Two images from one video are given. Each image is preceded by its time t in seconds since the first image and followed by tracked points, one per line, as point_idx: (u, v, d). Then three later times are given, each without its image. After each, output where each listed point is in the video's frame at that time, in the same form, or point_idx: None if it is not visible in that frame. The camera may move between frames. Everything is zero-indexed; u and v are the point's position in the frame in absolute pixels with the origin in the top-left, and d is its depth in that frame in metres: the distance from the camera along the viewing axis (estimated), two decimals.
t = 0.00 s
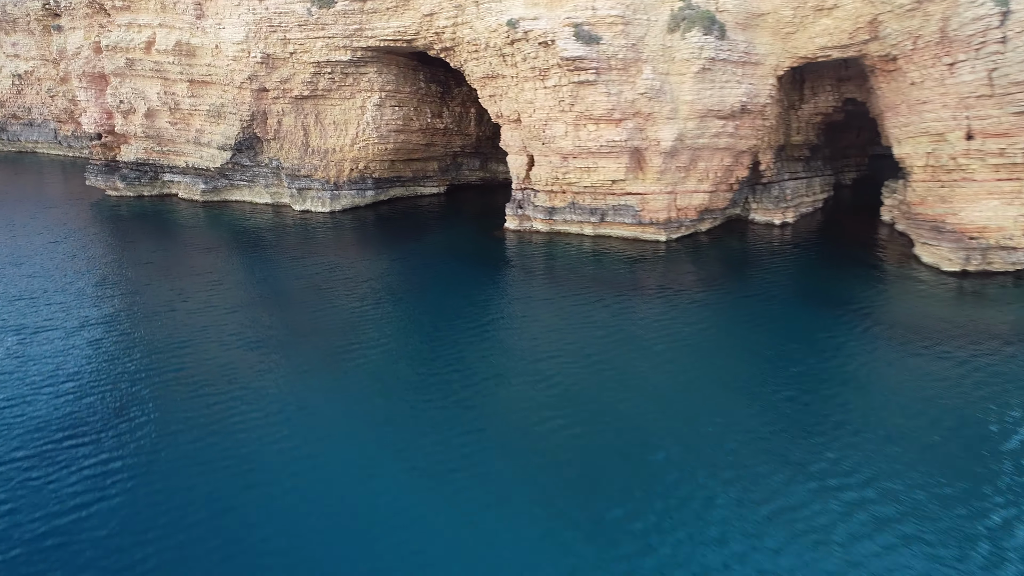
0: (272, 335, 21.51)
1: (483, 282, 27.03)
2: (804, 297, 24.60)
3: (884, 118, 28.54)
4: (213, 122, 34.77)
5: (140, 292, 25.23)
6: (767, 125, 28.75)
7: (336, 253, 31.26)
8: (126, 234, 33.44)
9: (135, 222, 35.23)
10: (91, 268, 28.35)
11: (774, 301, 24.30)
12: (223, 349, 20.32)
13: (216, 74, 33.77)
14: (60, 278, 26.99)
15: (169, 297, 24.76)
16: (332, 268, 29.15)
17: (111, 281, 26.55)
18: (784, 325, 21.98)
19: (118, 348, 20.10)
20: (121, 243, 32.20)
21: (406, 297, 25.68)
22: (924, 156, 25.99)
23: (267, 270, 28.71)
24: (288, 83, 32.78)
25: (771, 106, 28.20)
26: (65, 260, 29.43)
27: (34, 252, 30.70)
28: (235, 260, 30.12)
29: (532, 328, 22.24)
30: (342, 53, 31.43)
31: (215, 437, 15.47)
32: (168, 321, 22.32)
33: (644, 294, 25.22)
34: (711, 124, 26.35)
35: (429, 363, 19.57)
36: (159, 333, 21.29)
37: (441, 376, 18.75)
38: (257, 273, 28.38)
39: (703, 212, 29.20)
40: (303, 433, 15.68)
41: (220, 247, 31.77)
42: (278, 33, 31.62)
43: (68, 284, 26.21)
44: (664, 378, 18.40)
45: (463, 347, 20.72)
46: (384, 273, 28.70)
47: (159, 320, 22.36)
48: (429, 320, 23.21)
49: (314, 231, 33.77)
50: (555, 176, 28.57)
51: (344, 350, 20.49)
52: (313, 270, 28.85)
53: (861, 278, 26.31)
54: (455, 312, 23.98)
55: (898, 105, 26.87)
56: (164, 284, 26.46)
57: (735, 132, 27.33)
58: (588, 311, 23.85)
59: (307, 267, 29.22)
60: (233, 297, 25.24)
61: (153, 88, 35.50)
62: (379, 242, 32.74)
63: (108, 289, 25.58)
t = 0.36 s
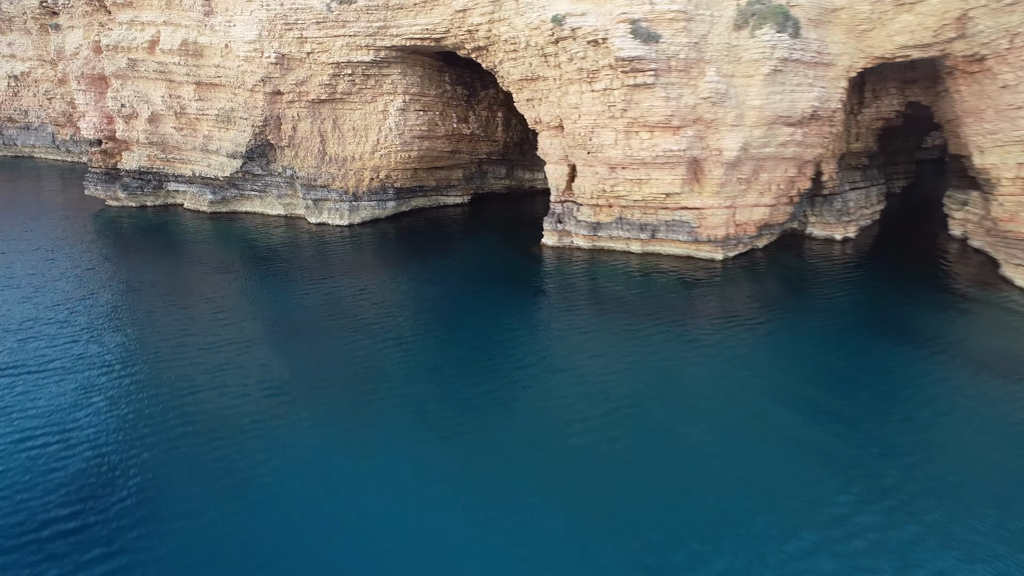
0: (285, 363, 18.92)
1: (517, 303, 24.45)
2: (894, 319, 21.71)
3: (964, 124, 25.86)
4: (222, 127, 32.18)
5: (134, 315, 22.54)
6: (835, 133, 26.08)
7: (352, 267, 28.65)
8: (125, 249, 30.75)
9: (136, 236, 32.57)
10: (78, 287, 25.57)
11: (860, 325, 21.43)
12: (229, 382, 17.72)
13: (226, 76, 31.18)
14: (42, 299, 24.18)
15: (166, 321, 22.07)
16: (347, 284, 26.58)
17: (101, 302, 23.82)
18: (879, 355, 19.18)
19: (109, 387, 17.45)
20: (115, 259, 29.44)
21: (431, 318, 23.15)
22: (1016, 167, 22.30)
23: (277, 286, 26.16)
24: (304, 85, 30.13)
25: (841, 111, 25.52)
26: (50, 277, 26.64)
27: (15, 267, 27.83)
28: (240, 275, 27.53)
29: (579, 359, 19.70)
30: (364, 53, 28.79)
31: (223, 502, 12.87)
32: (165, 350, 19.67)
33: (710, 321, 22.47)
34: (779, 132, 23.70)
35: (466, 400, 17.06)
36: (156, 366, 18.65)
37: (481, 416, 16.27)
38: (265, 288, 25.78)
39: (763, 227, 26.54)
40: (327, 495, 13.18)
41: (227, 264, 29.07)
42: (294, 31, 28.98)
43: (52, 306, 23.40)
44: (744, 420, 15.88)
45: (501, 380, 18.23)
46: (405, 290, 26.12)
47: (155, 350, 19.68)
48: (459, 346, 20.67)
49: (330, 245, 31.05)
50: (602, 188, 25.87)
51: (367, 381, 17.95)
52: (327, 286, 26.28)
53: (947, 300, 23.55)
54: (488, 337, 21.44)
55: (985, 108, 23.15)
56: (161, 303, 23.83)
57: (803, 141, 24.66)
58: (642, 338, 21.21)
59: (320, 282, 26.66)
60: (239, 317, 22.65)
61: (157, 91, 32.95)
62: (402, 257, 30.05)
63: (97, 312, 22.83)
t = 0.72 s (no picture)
0: (307, 409, 16.61)
1: (556, 326, 22.11)
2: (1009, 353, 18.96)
3: None
4: (235, 134, 29.58)
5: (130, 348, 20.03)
6: (922, 141, 23.40)
7: (372, 286, 26.23)
8: (126, 267, 28.13)
9: (140, 252, 29.93)
10: (66, 313, 22.90)
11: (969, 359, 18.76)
12: (245, 435, 15.35)
13: (239, 78, 28.56)
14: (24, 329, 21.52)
15: (168, 354, 19.64)
16: (366, 305, 24.25)
17: (93, 332, 21.26)
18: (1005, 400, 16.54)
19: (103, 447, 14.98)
20: (111, 277, 26.73)
21: (460, 343, 20.86)
22: None
23: (290, 307, 23.76)
24: (325, 88, 27.46)
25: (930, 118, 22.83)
26: (44, 300, 23.98)
27: None
28: (249, 293, 25.11)
29: (635, 393, 17.44)
30: (392, 53, 26.15)
31: None
32: (169, 395, 17.26)
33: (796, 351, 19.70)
34: (867, 141, 21.06)
35: (518, 453, 14.81)
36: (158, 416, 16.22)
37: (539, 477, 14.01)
38: (278, 309, 23.38)
39: (840, 246, 23.88)
40: None
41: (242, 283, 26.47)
42: (315, 29, 26.37)
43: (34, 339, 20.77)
44: (853, 482, 13.59)
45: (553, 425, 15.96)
46: (430, 310, 23.75)
47: (156, 394, 17.25)
48: (496, 379, 18.40)
49: (352, 262, 28.45)
50: (662, 204, 23.21)
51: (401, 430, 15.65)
52: (343, 306, 23.92)
53: None
54: (527, 366, 19.16)
55: None
56: (163, 330, 21.39)
57: (891, 150, 22.00)
58: (712, 370, 18.71)
59: (337, 302, 24.30)
60: (251, 347, 20.28)
61: (164, 94, 30.38)
62: (431, 275, 27.45)
63: (88, 344, 20.28)
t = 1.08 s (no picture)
0: (344, 466, 14.51)
1: (612, 354, 19.92)
2: None
3: None
4: (259, 141, 27.19)
5: (135, 388, 17.72)
6: None
7: (406, 308, 23.95)
8: (136, 285, 25.72)
9: (151, 270, 27.42)
10: (62, 342, 20.50)
11: None
12: (285, 502, 13.38)
13: (263, 80, 26.09)
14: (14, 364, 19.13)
15: (179, 395, 17.34)
16: (399, 331, 22.00)
17: (91, 368, 18.89)
18: None
19: (108, 525, 12.74)
20: (116, 299, 24.32)
21: (502, 373, 18.85)
22: None
23: (312, 334, 21.55)
24: (359, 91, 25.01)
25: None
26: (52, 326, 21.67)
27: None
28: (266, 317, 22.91)
29: (711, 436, 15.46)
30: (436, 53, 23.71)
31: None
32: (182, 449, 14.97)
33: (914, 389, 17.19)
34: (984, 153, 18.65)
35: (593, 519, 12.89)
36: (171, 479, 13.99)
37: (618, 556, 12.01)
38: (300, 338, 21.17)
39: (938, 267, 21.44)
40: None
41: (268, 305, 24.19)
42: (350, 26, 23.91)
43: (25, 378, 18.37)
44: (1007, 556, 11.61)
45: (625, 479, 14.04)
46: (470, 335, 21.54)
47: (169, 448, 15.04)
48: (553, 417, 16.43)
49: (384, 281, 26.05)
50: (743, 222, 20.79)
51: (455, 490, 13.71)
52: (371, 333, 21.75)
53: None
54: (583, 403, 17.12)
55: None
56: (171, 364, 19.12)
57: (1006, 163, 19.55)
58: (805, 407, 16.54)
59: (365, 329, 22.09)
60: (273, 384, 18.06)
61: (180, 97, 27.96)
62: (474, 296, 25.04)
63: (85, 384, 17.95)
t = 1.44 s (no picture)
0: (416, 540, 12.43)
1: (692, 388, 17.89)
2: None
3: None
4: (295, 149, 25.06)
5: (166, 438, 15.39)
6: None
7: (455, 334, 21.83)
8: (156, 308, 23.38)
9: (175, 289, 25.10)
10: (77, 382, 18.07)
11: None
12: None
13: (302, 82, 23.92)
14: (24, 411, 16.70)
15: (217, 447, 15.08)
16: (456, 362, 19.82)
17: (114, 413, 16.53)
18: None
19: None
20: (136, 325, 22.01)
21: (570, 412, 16.82)
22: None
23: (355, 367, 19.38)
24: (408, 95, 22.86)
25: None
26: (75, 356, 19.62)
27: None
28: (301, 347, 20.69)
29: (831, 497, 13.43)
30: (497, 52, 21.54)
31: None
32: (231, 524, 12.72)
33: None
34: None
35: None
36: (223, 562, 11.80)
37: None
38: (343, 373, 18.95)
39: None
40: None
41: (308, 330, 22.10)
42: (400, 23, 21.75)
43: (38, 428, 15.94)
44: None
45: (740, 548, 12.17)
46: (529, 367, 19.45)
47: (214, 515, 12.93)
48: (641, 471, 14.40)
49: (432, 303, 23.94)
50: (848, 241, 18.72)
51: (551, 575, 11.66)
52: (420, 365, 19.58)
53: None
54: (672, 451, 15.09)
55: None
56: (204, 406, 16.83)
57: None
58: (932, 454, 14.55)
59: (412, 360, 19.95)
60: (321, 432, 15.85)
61: (209, 101, 25.81)
62: (532, 320, 22.94)
63: (108, 435, 15.57)
